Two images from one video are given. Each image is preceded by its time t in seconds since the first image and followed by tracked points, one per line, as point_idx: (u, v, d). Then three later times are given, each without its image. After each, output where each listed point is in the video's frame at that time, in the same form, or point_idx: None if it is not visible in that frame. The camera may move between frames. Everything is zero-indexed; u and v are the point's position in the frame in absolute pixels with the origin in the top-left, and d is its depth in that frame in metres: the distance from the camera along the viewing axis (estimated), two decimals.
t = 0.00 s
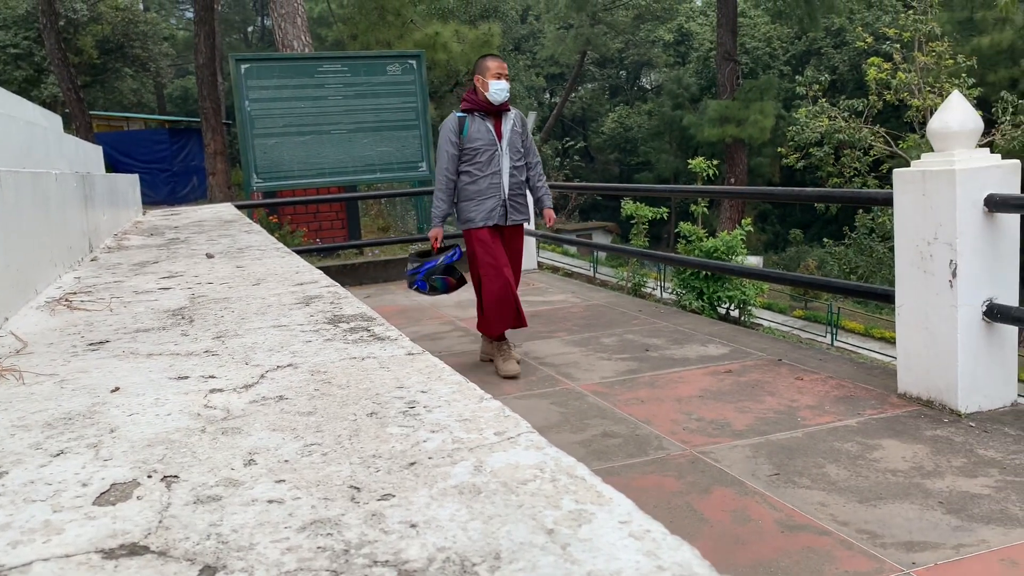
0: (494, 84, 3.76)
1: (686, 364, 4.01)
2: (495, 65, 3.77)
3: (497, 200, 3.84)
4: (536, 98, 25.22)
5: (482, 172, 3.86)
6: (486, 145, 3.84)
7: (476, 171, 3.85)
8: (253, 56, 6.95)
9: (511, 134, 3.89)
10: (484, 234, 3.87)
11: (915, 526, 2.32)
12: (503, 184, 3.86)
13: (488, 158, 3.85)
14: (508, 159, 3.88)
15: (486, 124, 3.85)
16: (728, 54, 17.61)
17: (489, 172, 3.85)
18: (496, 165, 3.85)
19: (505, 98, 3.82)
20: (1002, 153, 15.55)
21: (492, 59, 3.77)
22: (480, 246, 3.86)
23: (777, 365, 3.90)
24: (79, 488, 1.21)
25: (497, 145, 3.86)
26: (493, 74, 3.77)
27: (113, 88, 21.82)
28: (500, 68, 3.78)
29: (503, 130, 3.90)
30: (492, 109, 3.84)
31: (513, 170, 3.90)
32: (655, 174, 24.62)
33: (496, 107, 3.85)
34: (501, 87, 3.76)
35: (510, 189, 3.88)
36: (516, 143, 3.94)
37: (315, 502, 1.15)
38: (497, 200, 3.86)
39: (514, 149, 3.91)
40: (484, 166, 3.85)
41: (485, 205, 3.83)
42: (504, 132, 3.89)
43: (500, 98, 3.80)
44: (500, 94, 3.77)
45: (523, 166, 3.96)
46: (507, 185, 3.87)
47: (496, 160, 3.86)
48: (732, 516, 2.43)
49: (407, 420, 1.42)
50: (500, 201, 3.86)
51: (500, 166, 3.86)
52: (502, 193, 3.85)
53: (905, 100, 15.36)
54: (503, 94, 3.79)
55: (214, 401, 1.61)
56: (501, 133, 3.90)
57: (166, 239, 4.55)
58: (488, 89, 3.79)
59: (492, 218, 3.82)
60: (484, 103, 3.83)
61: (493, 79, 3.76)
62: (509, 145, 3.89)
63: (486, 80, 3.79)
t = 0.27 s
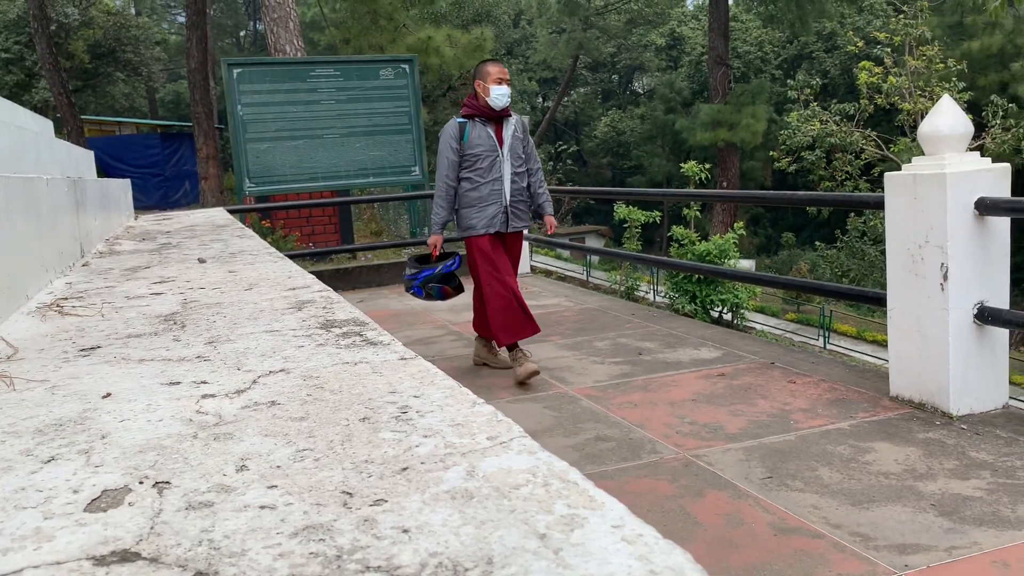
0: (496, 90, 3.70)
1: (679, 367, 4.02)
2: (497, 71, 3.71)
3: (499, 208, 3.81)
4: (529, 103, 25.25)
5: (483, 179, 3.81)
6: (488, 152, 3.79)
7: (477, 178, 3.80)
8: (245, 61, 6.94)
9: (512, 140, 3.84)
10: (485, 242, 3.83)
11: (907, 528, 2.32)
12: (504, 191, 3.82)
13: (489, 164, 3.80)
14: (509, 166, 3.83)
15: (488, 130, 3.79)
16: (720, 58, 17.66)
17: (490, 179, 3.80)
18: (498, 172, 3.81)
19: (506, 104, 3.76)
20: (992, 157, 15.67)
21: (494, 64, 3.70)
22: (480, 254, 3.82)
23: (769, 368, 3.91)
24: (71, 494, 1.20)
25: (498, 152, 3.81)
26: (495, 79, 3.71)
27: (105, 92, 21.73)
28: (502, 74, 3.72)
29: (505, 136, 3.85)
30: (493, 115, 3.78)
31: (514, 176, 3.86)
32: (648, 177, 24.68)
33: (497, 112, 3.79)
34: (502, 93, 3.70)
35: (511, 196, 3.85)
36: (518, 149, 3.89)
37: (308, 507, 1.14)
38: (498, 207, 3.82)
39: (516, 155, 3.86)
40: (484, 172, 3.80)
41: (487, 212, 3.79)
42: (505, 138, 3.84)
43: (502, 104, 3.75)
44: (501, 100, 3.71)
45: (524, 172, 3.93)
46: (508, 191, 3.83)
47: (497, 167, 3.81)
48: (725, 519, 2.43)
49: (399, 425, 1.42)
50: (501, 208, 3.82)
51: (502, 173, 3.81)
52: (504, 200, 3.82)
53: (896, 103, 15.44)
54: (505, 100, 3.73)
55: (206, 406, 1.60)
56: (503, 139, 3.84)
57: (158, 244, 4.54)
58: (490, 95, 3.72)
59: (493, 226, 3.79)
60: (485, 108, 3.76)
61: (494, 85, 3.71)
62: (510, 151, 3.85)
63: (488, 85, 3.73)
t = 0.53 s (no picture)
0: (498, 95, 3.66)
1: (670, 372, 4.03)
2: (499, 76, 3.68)
3: (503, 215, 3.75)
4: (519, 109, 25.29)
5: (487, 186, 3.76)
6: (491, 159, 3.74)
7: (480, 185, 3.75)
8: (235, 67, 6.93)
9: (516, 146, 3.80)
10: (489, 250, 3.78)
11: (898, 531, 2.33)
12: (509, 198, 3.77)
13: (492, 171, 3.75)
14: (513, 172, 3.79)
15: (490, 136, 3.75)
16: (709, 64, 17.76)
17: (494, 186, 3.75)
18: (501, 179, 3.76)
19: (509, 109, 3.73)
20: (978, 162, 15.82)
21: (495, 69, 3.68)
22: (485, 264, 3.78)
23: (760, 373, 3.92)
24: (60, 504, 1.19)
25: (502, 158, 3.77)
26: (496, 84, 3.69)
27: (93, 100, 21.65)
28: (504, 79, 3.69)
29: (508, 142, 3.80)
30: (495, 121, 3.74)
31: (518, 183, 3.81)
32: (638, 183, 24.77)
33: (499, 118, 3.75)
34: (505, 98, 3.67)
35: (516, 204, 3.79)
36: (521, 155, 3.84)
37: (299, 515, 1.14)
38: (503, 214, 3.76)
39: (519, 162, 3.82)
40: (488, 179, 3.75)
41: (491, 220, 3.74)
42: (508, 144, 3.79)
43: (504, 110, 3.71)
44: (503, 105, 3.68)
45: (528, 179, 3.88)
46: (513, 199, 3.77)
47: (500, 174, 3.77)
48: (716, 524, 2.43)
49: (390, 432, 1.42)
50: (506, 216, 3.77)
51: (506, 180, 3.77)
52: (509, 207, 3.76)
53: (884, 108, 15.57)
54: (508, 105, 3.69)
55: (196, 414, 1.60)
56: (505, 145, 3.80)
57: (148, 252, 4.52)
58: (491, 100, 3.69)
59: (498, 233, 3.73)
60: (487, 115, 3.73)
61: (496, 90, 3.68)
62: (514, 158, 3.80)
63: (490, 91, 3.70)
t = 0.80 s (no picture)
0: (500, 96, 3.66)
1: (664, 375, 4.03)
2: (499, 77, 3.68)
3: (507, 217, 3.72)
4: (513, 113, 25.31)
5: (489, 188, 3.74)
6: (493, 160, 3.73)
7: (483, 187, 3.73)
8: (228, 71, 6.93)
9: (517, 148, 3.79)
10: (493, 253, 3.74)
11: (892, 534, 2.34)
12: (512, 200, 3.74)
13: (494, 173, 3.74)
14: (515, 174, 3.77)
15: (492, 137, 3.74)
16: (702, 68, 17.81)
17: (496, 188, 3.73)
18: (504, 181, 3.74)
19: (511, 110, 3.72)
20: (970, 164, 15.91)
21: (496, 70, 3.68)
22: (487, 268, 3.72)
23: (753, 375, 3.93)
24: (51, 511, 1.19)
25: (504, 160, 3.75)
26: (497, 85, 3.68)
27: (86, 105, 21.59)
28: (504, 80, 3.69)
29: (509, 144, 3.79)
30: (496, 122, 3.73)
31: (521, 185, 3.79)
32: (631, 186, 24.82)
33: (501, 120, 3.75)
34: (506, 99, 3.67)
35: (519, 205, 3.76)
36: (523, 157, 3.83)
37: (291, 522, 1.14)
38: (506, 216, 3.73)
39: (522, 164, 3.80)
40: (490, 181, 3.73)
41: (495, 221, 3.70)
42: (510, 146, 3.78)
43: (505, 110, 3.70)
44: (505, 106, 3.68)
45: (530, 181, 3.85)
46: (516, 200, 3.75)
47: (502, 175, 3.75)
48: (711, 527, 2.44)
49: (384, 437, 1.41)
50: (509, 218, 3.73)
51: (508, 181, 3.75)
52: (512, 209, 3.74)
53: (876, 112, 15.65)
54: (509, 106, 3.69)
55: (189, 420, 1.59)
56: (507, 147, 3.78)
57: (141, 257, 4.51)
58: (493, 101, 3.69)
59: (502, 235, 3.69)
60: (488, 116, 3.72)
61: (498, 90, 3.67)
62: (516, 159, 3.78)
63: (490, 93, 3.69)
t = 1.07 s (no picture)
0: (503, 95, 3.57)
1: (655, 380, 4.03)
2: (502, 76, 3.59)
3: (510, 220, 3.64)
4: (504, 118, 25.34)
5: (491, 190, 3.65)
6: (496, 162, 3.64)
7: (485, 189, 3.65)
8: (218, 78, 6.92)
9: (521, 149, 3.71)
10: (495, 257, 3.67)
11: (882, 536, 2.34)
12: (515, 202, 3.66)
13: (497, 174, 3.65)
14: (518, 175, 3.69)
15: (495, 138, 3.65)
16: (691, 73, 17.89)
17: (499, 190, 3.65)
18: (507, 182, 3.66)
19: (513, 110, 3.64)
20: (958, 168, 16.03)
21: (498, 69, 3.59)
22: (487, 275, 3.67)
23: (744, 380, 3.93)
24: (37, 520, 1.18)
25: (507, 161, 3.67)
26: (500, 85, 3.60)
27: (75, 111, 21.49)
28: (507, 79, 3.60)
29: (512, 145, 3.71)
30: (499, 122, 3.64)
31: (524, 187, 3.71)
32: (622, 192, 24.87)
33: (503, 120, 3.66)
34: (509, 99, 3.58)
35: (522, 208, 3.69)
36: (526, 158, 3.75)
37: (280, 529, 1.13)
38: (509, 219, 3.66)
39: (525, 165, 3.72)
40: (493, 183, 3.65)
41: (498, 224, 3.62)
42: (513, 147, 3.70)
43: (509, 111, 3.62)
44: (508, 106, 3.60)
45: (533, 183, 3.78)
46: (519, 203, 3.67)
47: (505, 177, 3.66)
48: (702, 531, 2.43)
49: (373, 444, 1.41)
50: (513, 220, 3.66)
51: (511, 183, 3.66)
52: (515, 212, 3.66)
53: (864, 117, 15.76)
54: (512, 106, 3.60)
55: (177, 428, 1.58)
56: (510, 148, 3.70)
57: (129, 263, 4.48)
58: (496, 102, 3.60)
59: (505, 238, 3.62)
60: (491, 116, 3.63)
61: (500, 91, 3.59)
62: (519, 160, 3.70)
63: (493, 92, 3.60)
